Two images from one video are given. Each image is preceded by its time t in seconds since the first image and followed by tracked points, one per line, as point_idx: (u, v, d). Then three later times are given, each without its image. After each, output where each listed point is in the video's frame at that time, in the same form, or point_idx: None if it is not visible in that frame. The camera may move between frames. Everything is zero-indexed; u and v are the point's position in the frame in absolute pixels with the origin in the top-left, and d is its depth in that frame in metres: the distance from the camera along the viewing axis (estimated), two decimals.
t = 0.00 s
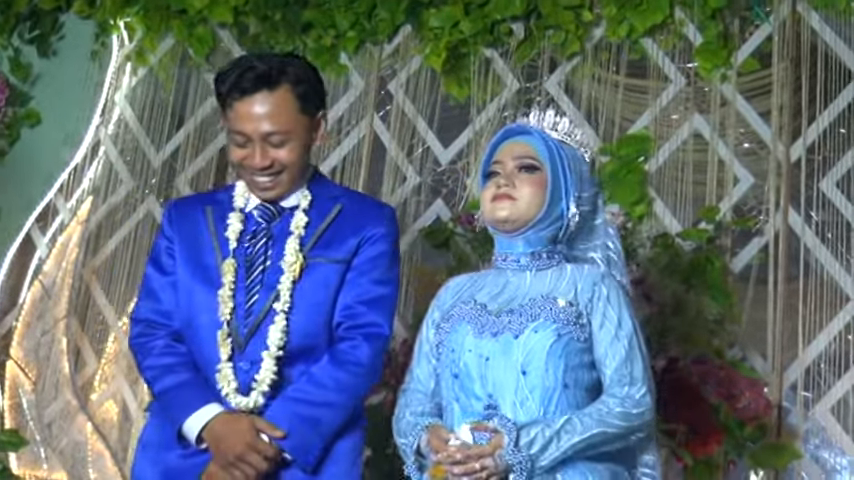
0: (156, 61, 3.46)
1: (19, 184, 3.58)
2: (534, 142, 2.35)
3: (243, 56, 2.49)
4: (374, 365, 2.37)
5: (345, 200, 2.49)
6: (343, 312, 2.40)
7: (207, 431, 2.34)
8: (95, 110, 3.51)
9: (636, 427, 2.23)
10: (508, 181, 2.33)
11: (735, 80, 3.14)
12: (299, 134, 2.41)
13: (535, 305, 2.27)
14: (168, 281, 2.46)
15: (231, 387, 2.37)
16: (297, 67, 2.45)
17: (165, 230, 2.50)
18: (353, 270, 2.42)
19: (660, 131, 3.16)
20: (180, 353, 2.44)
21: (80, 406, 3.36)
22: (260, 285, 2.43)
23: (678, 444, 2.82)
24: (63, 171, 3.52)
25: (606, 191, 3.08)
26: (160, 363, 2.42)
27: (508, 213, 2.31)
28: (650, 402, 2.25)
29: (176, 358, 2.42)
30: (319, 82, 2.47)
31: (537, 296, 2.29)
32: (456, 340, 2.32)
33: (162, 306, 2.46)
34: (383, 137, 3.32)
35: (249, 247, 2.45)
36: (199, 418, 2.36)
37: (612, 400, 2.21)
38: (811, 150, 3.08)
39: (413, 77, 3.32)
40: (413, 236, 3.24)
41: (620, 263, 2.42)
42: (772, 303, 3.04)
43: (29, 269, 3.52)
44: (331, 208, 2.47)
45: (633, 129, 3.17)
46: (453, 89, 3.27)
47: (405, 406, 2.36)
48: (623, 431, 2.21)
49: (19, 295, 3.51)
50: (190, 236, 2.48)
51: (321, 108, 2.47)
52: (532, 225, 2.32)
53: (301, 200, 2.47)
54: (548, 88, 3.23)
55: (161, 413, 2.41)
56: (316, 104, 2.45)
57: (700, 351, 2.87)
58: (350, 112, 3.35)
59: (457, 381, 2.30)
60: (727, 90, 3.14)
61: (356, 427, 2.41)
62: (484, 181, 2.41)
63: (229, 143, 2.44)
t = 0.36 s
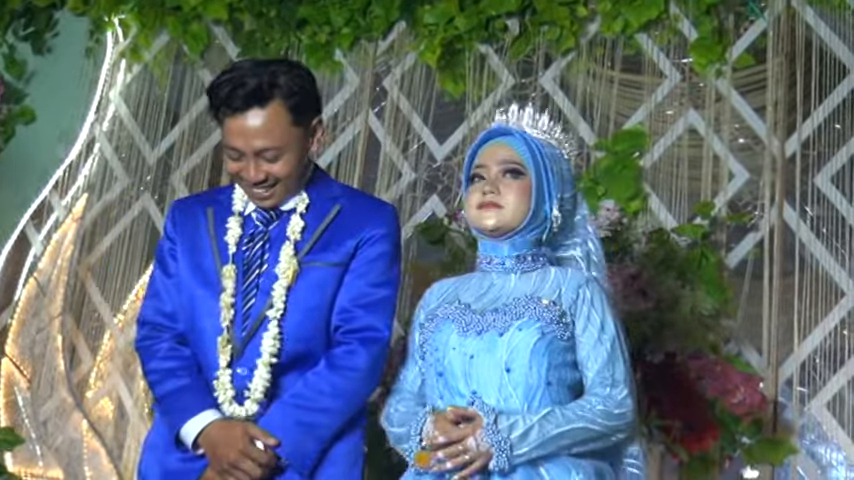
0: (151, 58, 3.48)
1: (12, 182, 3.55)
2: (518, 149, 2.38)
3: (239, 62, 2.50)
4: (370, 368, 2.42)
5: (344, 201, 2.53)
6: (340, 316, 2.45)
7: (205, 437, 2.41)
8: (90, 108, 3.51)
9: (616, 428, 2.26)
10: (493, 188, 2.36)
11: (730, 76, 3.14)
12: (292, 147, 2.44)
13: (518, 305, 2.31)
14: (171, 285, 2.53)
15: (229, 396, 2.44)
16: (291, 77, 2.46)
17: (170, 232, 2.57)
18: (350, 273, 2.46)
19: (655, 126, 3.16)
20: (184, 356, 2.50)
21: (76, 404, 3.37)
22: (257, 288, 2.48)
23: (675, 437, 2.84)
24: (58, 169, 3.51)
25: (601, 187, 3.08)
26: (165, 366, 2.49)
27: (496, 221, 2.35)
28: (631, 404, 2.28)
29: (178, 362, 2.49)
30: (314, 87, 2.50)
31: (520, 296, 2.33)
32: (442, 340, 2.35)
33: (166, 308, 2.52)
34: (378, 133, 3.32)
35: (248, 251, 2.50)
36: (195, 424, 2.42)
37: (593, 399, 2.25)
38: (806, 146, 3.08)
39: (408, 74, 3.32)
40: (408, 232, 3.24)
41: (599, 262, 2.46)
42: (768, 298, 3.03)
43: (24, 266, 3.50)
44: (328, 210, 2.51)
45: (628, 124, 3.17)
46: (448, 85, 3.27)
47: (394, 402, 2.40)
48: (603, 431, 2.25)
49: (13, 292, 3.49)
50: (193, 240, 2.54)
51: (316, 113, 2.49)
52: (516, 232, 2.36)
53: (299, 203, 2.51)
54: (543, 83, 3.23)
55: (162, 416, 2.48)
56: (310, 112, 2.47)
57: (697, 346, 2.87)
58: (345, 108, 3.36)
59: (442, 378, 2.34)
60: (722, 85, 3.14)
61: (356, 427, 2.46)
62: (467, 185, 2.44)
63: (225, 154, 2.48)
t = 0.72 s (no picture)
0: (148, 56, 3.48)
1: (9, 179, 3.52)
2: (510, 154, 2.37)
3: (216, 66, 2.46)
4: (351, 371, 2.38)
5: (328, 201, 2.49)
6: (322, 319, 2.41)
7: (186, 438, 2.37)
8: (87, 105, 3.50)
9: (605, 429, 2.27)
10: (487, 196, 2.36)
11: (727, 73, 3.14)
12: (273, 154, 2.41)
13: (511, 304, 2.31)
14: (158, 283, 2.49)
15: (211, 399, 2.41)
16: (269, 82, 2.43)
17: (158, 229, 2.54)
18: (332, 274, 2.43)
19: (653, 123, 3.16)
20: (172, 355, 2.46)
21: (73, 401, 3.37)
22: (239, 291, 2.44)
23: (672, 436, 2.81)
24: (55, 166, 3.50)
25: (599, 185, 3.07)
26: (150, 365, 2.45)
27: (491, 229, 2.35)
28: (620, 406, 2.29)
29: (164, 361, 2.45)
30: (291, 89, 2.45)
31: (512, 296, 2.33)
32: (432, 337, 2.35)
33: (154, 306, 2.49)
34: (375, 131, 3.32)
35: (232, 252, 2.46)
36: (177, 425, 2.39)
37: (584, 398, 2.25)
38: (803, 143, 3.08)
39: (405, 71, 3.32)
40: (406, 230, 3.23)
41: (589, 262, 2.46)
42: (766, 296, 3.03)
43: (20, 264, 3.49)
44: (313, 211, 2.48)
45: (625, 121, 3.17)
46: (446, 83, 3.27)
47: (378, 397, 2.38)
48: (593, 432, 2.25)
49: (9, 290, 3.49)
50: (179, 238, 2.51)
51: (295, 117, 2.46)
52: (510, 239, 2.36)
53: (281, 204, 2.47)
54: (540, 80, 3.22)
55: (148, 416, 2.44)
56: (290, 116, 2.44)
57: (694, 344, 2.87)
58: (342, 105, 3.35)
59: (432, 376, 2.33)
60: (719, 83, 3.14)
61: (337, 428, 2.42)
62: (456, 185, 2.43)
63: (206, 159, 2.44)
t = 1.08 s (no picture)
0: (144, 54, 3.48)
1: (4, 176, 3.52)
2: (503, 160, 2.36)
3: (176, 78, 2.40)
4: (309, 372, 2.37)
5: (290, 201, 2.46)
6: (281, 321, 2.40)
7: (147, 440, 2.36)
8: (83, 102, 3.50)
9: (604, 433, 2.28)
10: (482, 203, 2.35)
11: (723, 73, 3.15)
12: (234, 167, 2.37)
13: (511, 307, 2.31)
14: (124, 284, 2.47)
15: (178, 401, 2.38)
16: (230, 96, 2.38)
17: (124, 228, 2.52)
18: (291, 275, 2.41)
19: (649, 123, 3.16)
20: (139, 354, 2.44)
21: (67, 399, 3.36)
22: (199, 292, 2.42)
23: (666, 435, 2.81)
24: (50, 164, 3.49)
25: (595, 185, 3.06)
26: (114, 366, 2.44)
27: (487, 236, 2.36)
28: (617, 410, 2.30)
29: (127, 362, 2.43)
30: (249, 100, 2.41)
31: (512, 298, 2.33)
32: (431, 337, 2.34)
33: (121, 306, 2.47)
34: (371, 130, 3.32)
35: (194, 253, 2.44)
36: (139, 427, 2.37)
37: (585, 403, 2.26)
38: (799, 144, 3.08)
39: (401, 70, 3.32)
40: (401, 229, 3.24)
41: (588, 263, 2.45)
42: (761, 296, 3.03)
43: (16, 260, 3.48)
44: (275, 211, 2.45)
45: (622, 121, 3.17)
46: (442, 82, 3.27)
47: (374, 396, 2.37)
48: (593, 437, 2.27)
49: (4, 286, 3.47)
50: (143, 237, 2.49)
51: (257, 125, 2.41)
52: (507, 243, 2.37)
53: (243, 207, 2.44)
54: (536, 80, 3.23)
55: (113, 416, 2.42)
56: (251, 126, 2.40)
57: (689, 344, 2.88)
58: (338, 104, 3.34)
59: (430, 375, 2.33)
60: (715, 83, 3.15)
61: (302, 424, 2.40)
62: (450, 189, 2.42)
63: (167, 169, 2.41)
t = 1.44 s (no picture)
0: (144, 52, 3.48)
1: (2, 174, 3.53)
2: (503, 160, 2.36)
3: (131, 78, 2.39)
4: (272, 368, 2.36)
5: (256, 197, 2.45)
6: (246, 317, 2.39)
7: (114, 439, 2.35)
8: (83, 100, 3.50)
9: (603, 430, 2.28)
10: (482, 203, 2.35)
11: (722, 74, 3.14)
12: (190, 166, 2.36)
13: (509, 307, 2.31)
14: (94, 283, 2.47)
15: (132, 399, 2.37)
16: (184, 95, 2.37)
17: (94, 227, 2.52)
18: (255, 271, 2.40)
19: (649, 122, 3.16)
20: (108, 353, 2.43)
21: (65, 396, 3.36)
22: (165, 290, 2.41)
23: (664, 435, 2.81)
24: (50, 161, 3.49)
25: (593, 185, 3.06)
26: (83, 364, 2.43)
27: (486, 237, 2.36)
28: (617, 406, 2.30)
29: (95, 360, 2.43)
30: (205, 98, 2.39)
31: (510, 298, 2.33)
32: (430, 338, 2.34)
33: (92, 304, 2.46)
34: (370, 129, 3.32)
35: (160, 251, 2.44)
36: (107, 426, 2.36)
37: (583, 401, 2.26)
38: (797, 145, 3.08)
39: (400, 69, 3.32)
40: (399, 228, 3.24)
41: (585, 260, 2.45)
42: (759, 298, 3.03)
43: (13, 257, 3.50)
44: (240, 207, 2.44)
45: (621, 121, 3.17)
46: (441, 81, 3.27)
47: (374, 398, 2.37)
48: (592, 433, 2.27)
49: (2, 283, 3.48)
50: (113, 237, 2.49)
51: (214, 124, 2.40)
52: (506, 243, 2.37)
53: (207, 204, 2.43)
54: (536, 80, 3.23)
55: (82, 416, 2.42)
56: (207, 125, 2.38)
57: (686, 344, 2.86)
58: (337, 103, 3.35)
59: (430, 377, 2.33)
60: (715, 83, 3.15)
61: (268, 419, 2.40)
62: (448, 187, 2.42)
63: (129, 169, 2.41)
